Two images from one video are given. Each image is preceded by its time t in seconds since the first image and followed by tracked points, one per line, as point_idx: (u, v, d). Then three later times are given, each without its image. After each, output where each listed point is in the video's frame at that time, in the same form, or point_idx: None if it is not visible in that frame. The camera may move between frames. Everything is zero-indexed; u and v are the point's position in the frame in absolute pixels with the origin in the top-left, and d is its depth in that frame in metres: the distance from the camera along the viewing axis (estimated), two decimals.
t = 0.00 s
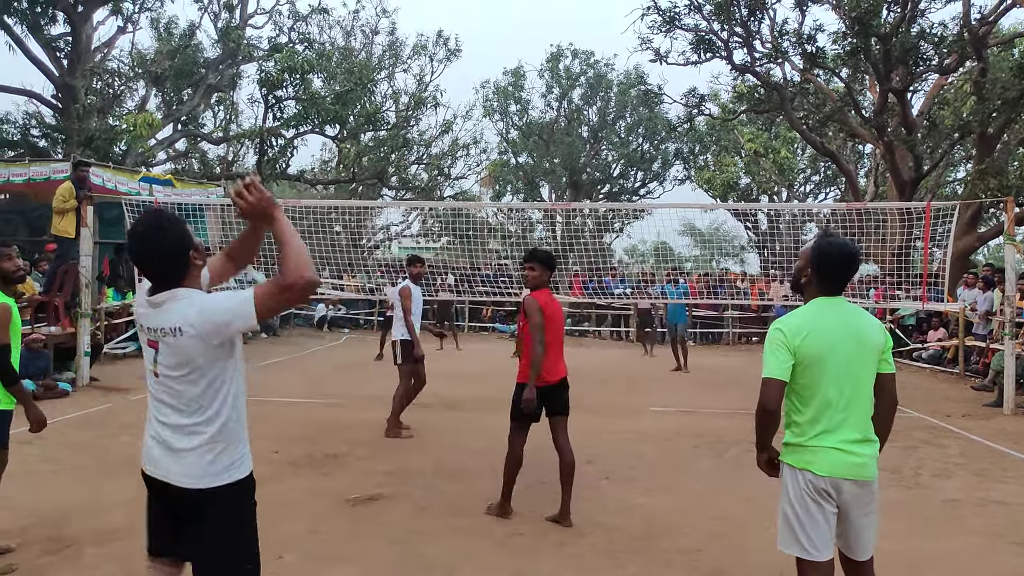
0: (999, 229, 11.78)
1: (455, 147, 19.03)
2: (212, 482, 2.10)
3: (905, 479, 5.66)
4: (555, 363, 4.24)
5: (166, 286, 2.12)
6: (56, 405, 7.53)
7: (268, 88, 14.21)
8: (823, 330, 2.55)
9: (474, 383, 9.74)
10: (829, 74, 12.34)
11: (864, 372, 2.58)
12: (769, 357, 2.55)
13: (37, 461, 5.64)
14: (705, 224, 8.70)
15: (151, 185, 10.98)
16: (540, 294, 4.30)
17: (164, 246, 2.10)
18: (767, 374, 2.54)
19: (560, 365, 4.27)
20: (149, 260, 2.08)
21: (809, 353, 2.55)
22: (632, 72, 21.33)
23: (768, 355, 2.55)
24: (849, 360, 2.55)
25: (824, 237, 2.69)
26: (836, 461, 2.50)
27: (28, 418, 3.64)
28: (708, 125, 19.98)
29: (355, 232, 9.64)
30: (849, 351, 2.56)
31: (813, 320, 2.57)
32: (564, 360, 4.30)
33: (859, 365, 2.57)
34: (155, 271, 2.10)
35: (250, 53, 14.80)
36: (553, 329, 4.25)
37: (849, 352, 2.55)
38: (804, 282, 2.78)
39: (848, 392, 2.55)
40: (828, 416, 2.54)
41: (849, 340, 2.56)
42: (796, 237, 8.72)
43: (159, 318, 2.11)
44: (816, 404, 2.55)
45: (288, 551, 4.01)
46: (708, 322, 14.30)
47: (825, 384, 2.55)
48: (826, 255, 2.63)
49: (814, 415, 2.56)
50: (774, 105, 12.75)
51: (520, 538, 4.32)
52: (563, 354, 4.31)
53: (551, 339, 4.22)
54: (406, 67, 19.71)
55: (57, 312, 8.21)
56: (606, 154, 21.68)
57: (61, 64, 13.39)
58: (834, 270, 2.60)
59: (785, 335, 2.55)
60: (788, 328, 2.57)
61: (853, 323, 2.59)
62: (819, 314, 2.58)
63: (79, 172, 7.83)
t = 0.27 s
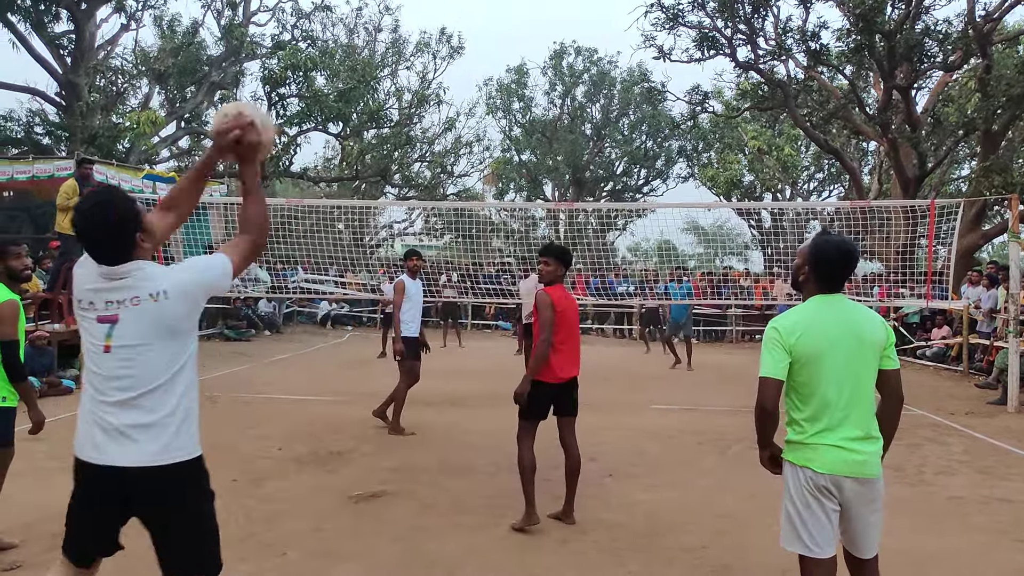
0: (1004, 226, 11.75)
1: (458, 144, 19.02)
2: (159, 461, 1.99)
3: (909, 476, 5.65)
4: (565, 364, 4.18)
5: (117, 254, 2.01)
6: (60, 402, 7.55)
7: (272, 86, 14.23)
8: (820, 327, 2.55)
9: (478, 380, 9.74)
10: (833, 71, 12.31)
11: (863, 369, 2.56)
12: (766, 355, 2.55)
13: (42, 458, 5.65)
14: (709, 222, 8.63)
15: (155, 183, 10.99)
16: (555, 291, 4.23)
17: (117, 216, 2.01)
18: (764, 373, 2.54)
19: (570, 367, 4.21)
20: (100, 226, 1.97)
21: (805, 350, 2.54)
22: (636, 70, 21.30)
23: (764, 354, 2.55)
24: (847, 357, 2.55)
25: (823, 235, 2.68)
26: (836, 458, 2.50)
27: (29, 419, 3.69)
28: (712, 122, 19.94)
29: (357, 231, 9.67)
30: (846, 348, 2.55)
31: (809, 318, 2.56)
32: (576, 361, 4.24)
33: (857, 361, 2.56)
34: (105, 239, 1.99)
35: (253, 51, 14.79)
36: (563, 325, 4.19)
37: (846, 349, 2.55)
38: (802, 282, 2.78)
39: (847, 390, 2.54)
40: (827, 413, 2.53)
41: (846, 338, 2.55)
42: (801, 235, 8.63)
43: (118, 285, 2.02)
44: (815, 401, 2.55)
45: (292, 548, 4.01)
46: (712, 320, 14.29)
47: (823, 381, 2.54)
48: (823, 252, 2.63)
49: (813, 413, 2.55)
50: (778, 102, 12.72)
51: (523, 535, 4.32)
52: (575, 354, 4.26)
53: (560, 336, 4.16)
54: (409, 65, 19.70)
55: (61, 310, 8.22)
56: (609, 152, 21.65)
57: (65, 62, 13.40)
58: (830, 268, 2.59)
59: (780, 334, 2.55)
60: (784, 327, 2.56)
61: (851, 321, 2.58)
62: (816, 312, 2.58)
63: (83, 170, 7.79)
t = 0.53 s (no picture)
0: (1006, 223, 11.75)
1: (460, 141, 19.02)
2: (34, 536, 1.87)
3: (910, 474, 5.65)
4: (562, 365, 4.08)
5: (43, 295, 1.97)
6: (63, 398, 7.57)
7: (274, 82, 14.23)
8: (817, 323, 2.55)
9: (480, 377, 9.75)
10: (836, 68, 12.30)
11: (863, 364, 2.56)
12: (763, 352, 2.56)
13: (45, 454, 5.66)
14: (711, 219, 8.60)
15: (157, 179, 11.01)
16: (549, 291, 4.15)
17: (54, 257, 2.00)
18: (762, 370, 2.55)
19: (569, 367, 4.11)
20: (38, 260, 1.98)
21: (804, 345, 2.55)
22: (638, 67, 21.27)
23: (761, 351, 2.56)
24: (846, 353, 2.55)
25: (822, 233, 2.69)
26: (836, 454, 2.50)
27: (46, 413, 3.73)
28: (714, 119, 19.91)
29: (360, 228, 9.77)
30: (844, 345, 2.55)
31: (806, 315, 2.57)
32: (575, 363, 4.13)
33: (856, 359, 2.56)
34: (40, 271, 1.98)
35: (255, 47, 14.78)
36: (556, 328, 4.10)
37: (846, 346, 2.55)
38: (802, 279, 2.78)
39: (847, 387, 2.54)
40: (826, 409, 2.54)
41: (847, 335, 2.55)
42: (803, 232, 8.64)
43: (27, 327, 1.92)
44: (814, 397, 2.55)
45: (294, 545, 4.02)
46: (714, 318, 14.30)
47: (822, 378, 2.54)
48: (821, 250, 2.63)
49: (812, 409, 2.56)
50: (781, 99, 12.70)
51: (525, 531, 4.33)
52: (575, 355, 4.16)
53: (552, 339, 4.07)
54: (411, 61, 19.69)
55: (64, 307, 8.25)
56: (612, 148, 21.64)
57: (68, 58, 13.41)
58: (829, 265, 2.60)
59: (776, 331, 2.56)
60: (782, 322, 2.58)
61: (850, 317, 2.58)
62: (815, 308, 2.59)
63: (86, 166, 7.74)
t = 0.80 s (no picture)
0: (1010, 220, 11.72)
1: (463, 138, 19.01)
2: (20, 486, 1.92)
3: (913, 470, 5.65)
4: (555, 363, 4.03)
5: None
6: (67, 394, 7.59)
7: (277, 79, 14.24)
8: (824, 319, 2.55)
9: (483, 373, 9.75)
10: (839, 64, 12.26)
11: (869, 360, 2.55)
12: (769, 346, 2.56)
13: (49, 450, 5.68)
14: (714, 216, 8.55)
15: (160, 176, 11.02)
16: (538, 289, 4.12)
17: None
18: (768, 364, 2.55)
19: (564, 364, 4.03)
20: None
21: (810, 340, 2.55)
22: (641, 63, 21.24)
23: (767, 344, 2.57)
24: (852, 349, 2.54)
25: (832, 232, 2.68)
26: (840, 448, 2.49)
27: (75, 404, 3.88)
28: (717, 116, 19.88)
29: (361, 224, 9.66)
30: (850, 341, 2.54)
31: (812, 309, 2.57)
32: (569, 358, 4.04)
33: (861, 354, 2.54)
34: None
35: (258, 44, 14.76)
36: (546, 327, 4.06)
37: (850, 341, 2.54)
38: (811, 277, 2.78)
39: (851, 382, 2.53)
40: (830, 404, 2.53)
41: (852, 330, 2.54)
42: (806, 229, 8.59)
43: None
44: (818, 392, 2.55)
45: (297, 540, 4.03)
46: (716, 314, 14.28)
47: (827, 372, 2.54)
48: (826, 246, 2.63)
49: (816, 404, 2.55)
50: (784, 95, 12.66)
51: (528, 527, 4.33)
52: (570, 350, 4.07)
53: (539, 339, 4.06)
54: (414, 58, 19.66)
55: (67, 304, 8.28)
56: (615, 145, 21.61)
57: (71, 55, 13.42)
58: (835, 261, 2.60)
59: (782, 325, 2.56)
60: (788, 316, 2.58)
61: (857, 313, 2.56)
62: (821, 303, 2.58)
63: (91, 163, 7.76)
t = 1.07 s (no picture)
0: (1014, 217, 11.70)
1: (465, 134, 19.00)
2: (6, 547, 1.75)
3: (916, 468, 5.64)
4: (552, 359, 4.01)
5: (4, 313, 1.81)
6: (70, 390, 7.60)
7: (280, 75, 14.24)
8: (842, 316, 2.56)
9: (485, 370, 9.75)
10: (843, 61, 12.24)
11: (885, 359, 2.56)
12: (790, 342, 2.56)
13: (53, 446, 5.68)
14: (717, 212, 8.52)
15: (163, 172, 11.02)
16: (540, 285, 4.09)
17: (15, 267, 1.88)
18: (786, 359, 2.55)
19: (561, 361, 4.02)
20: None
21: (829, 339, 2.55)
22: (644, 60, 21.20)
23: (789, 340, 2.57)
24: (868, 347, 2.54)
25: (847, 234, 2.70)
26: (851, 447, 2.48)
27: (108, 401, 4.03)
28: (721, 113, 19.85)
29: (365, 220, 9.73)
30: (868, 339, 2.54)
31: (833, 306, 2.58)
32: (566, 356, 4.01)
33: (875, 355, 2.55)
34: None
35: (261, 40, 14.75)
36: (545, 323, 4.03)
37: (867, 343, 2.54)
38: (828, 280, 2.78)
39: (865, 382, 2.53)
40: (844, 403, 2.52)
41: (869, 331, 2.55)
42: (808, 225, 8.59)
43: None
44: (833, 388, 2.54)
45: (300, 536, 4.04)
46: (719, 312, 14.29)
47: (843, 369, 2.54)
48: (846, 249, 2.65)
49: (829, 402, 2.54)
50: (787, 93, 12.65)
51: (530, 524, 4.33)
52: (568, 347, 4.04)
53: (539, 335, 4.03)
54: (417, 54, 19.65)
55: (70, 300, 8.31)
56: (618, 142, 21.59)
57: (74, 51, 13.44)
58: (856, 263, 2.61)
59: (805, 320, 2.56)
60: (809, 314, 2.58)
61: (875, 312, 2.58)
62: (840, 301, 2.60)
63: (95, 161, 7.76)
